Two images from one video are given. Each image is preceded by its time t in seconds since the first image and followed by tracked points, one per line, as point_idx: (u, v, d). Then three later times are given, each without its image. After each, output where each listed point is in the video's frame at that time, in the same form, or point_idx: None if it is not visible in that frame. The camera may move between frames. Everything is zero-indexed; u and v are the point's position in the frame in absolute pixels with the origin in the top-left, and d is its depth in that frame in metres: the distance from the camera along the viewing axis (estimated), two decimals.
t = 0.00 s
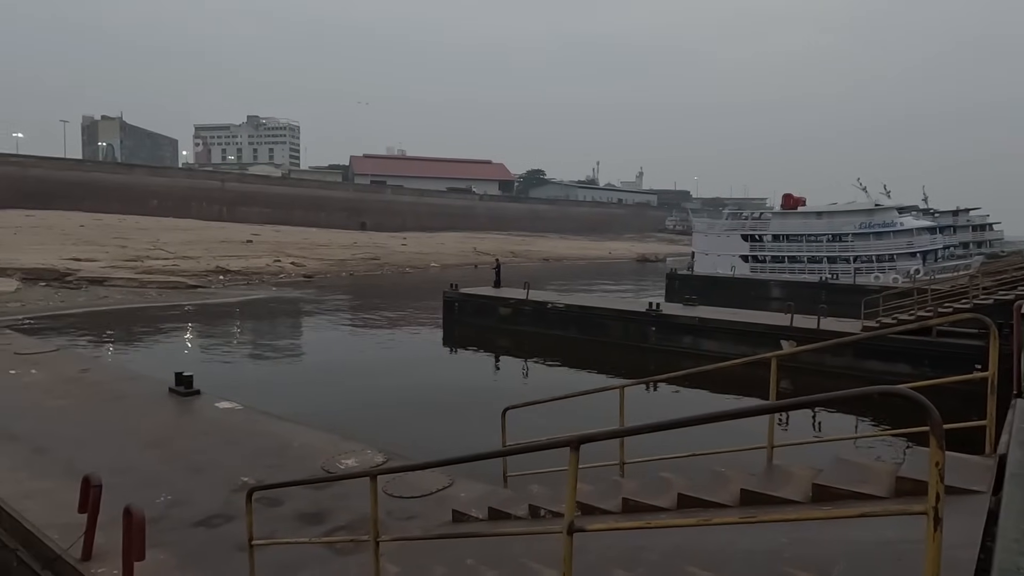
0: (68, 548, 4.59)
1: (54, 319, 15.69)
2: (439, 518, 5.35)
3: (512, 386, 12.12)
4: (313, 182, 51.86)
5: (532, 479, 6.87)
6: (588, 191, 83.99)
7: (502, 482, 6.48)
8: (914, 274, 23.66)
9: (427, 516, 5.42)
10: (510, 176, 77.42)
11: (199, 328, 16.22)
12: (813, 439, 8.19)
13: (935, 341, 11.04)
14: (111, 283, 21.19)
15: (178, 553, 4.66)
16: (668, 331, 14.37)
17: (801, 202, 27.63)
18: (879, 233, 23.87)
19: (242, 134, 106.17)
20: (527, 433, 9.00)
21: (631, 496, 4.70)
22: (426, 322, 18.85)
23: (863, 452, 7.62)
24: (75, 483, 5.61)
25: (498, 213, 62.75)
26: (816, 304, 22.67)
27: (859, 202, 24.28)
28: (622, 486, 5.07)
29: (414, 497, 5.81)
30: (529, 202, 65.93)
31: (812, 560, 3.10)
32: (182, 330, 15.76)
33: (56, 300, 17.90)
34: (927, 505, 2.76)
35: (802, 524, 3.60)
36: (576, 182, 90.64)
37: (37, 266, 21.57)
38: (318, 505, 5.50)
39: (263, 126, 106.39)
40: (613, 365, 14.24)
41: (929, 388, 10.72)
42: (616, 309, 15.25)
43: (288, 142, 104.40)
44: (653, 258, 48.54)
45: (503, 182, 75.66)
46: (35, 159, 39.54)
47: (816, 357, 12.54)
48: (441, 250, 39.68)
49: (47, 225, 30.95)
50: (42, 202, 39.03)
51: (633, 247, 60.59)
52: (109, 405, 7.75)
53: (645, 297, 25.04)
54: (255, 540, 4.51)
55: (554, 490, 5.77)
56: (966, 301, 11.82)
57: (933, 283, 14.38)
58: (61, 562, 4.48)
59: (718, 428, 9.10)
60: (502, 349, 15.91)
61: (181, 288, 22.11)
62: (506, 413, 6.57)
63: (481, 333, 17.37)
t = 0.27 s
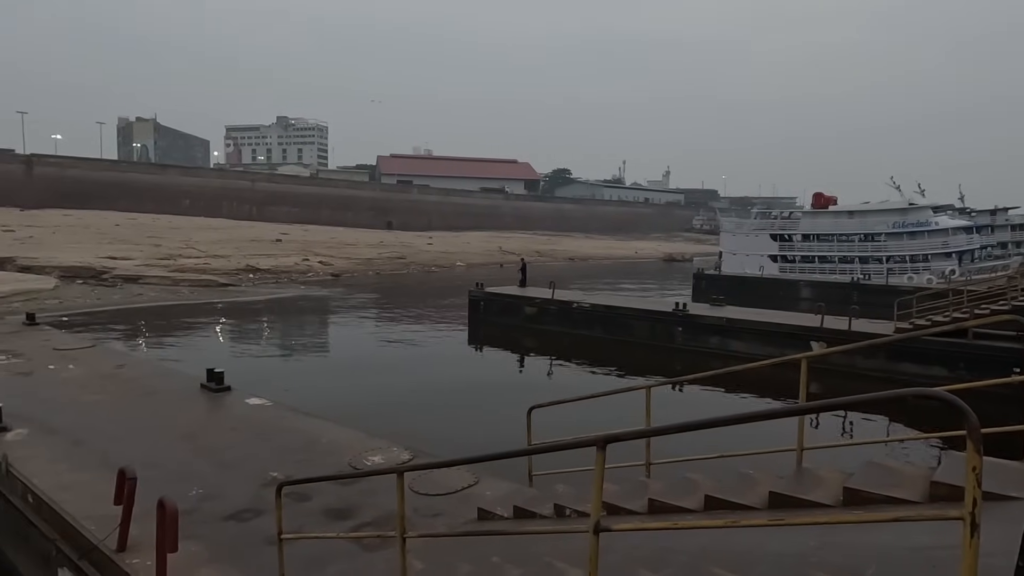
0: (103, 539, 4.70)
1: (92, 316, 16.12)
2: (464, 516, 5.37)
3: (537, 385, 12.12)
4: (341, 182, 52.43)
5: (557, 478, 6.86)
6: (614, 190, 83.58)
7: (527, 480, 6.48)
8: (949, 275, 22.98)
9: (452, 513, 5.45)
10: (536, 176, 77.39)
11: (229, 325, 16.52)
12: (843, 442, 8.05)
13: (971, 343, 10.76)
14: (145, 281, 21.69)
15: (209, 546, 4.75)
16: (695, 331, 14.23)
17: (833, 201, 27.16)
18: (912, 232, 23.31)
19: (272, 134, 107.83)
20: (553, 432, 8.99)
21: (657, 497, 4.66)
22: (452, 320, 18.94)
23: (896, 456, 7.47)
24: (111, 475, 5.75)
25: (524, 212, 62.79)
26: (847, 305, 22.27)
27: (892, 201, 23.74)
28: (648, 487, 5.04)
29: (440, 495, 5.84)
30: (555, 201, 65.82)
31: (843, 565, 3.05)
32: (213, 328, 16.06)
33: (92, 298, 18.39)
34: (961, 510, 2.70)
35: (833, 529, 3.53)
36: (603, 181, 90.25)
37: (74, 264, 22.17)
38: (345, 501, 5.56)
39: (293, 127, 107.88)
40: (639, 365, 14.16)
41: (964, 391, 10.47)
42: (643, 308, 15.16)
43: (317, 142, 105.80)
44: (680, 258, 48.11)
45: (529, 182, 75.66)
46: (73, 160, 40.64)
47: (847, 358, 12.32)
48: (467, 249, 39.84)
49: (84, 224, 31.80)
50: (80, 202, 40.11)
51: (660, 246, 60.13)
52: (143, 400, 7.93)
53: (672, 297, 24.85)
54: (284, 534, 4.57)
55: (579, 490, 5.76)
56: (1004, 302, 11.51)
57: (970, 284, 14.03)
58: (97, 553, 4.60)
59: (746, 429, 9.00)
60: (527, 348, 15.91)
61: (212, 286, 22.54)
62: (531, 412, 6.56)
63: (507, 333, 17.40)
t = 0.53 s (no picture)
0: (138, 531, 4.81)
1: (127, 313, 16.51)
2: (489, 515, 5.38)
3: (563, 384, 12.09)
4: (368, 182, 52.89)
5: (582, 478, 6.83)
6: (640, 189, 83.03)
7: (552, 480, 6.47)
8: (986, 275, 22.46)
9: (477, 512, 5.46)
10: (562, 175, 77.21)
11: (259, 323, 16.77)
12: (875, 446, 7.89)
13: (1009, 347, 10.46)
14: (177, 279, 22.13)
15: (239, 540, 4.83)
16: (722, 332, 14.08)
17: (864, 200, 26.64)
18: (948, 232, 22.79)
19: (300, 135, 109.20)
20: (578, 432, 8.97)
21: (684, 498, 4.63)
22: (477, 319, 18.99)
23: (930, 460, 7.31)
24: (145, 469, 5.88)
25: (549, 211, 62.74)
26: (879, 306, 21.82)
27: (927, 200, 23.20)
28: (674, 489, 4.99)
29: (465, 493, 5.86)
30: (581, 200, 65.62)
31: (875, 571, 2.99)
32: (243, 325, 16.33)
33: (127, 295, 18.83)
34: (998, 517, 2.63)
35: (864, 534, 3.47)
36: (629, 180, 89.72)
37: (109, 262, 22.71)
38: (372, 497, 5.62)
39: (320, 127, 109.19)
40: (665, 366, 14.05)
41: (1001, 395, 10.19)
42: (669, 308, 15.04)
43: (344, 142, 106.87)
44: (706, 258, 47.62)
45: (554, 181, 75.54)
46: (109, 160, 41.62)
47: (878, 360, 12.08)
48: (492, 249, 39.91)
49: (119, 224, 32.55)
50: (115, 201, 41.07)
51: (686, 246, 59.61)
52: (176, 396, 8.09)
53: (699, 297, 24.62)
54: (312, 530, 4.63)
55: (604, 490, 5.73)
56: None
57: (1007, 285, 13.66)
58: (131, 544, 4.70)
59: (773, 431, 8.87)
60: (552, 348, 15.89)
61: (242, 284, 22.91)
62: (556, 411, 6.53)
63: (532, 332, 17.39)
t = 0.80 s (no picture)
0: (170, 524, 4.91)
1: (161, 311, 16.87)
2: (514, 514, 5.37)
3: (588, 384, 12.05)
4: (395, 182, 53.30)
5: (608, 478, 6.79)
6: (667, 188, 82.40)
7: (578, 481, 6.44)
8: None
9: (502, 511, 5.46)
10: (588, 175, 76.95)
11: (287, 322, 17.00)
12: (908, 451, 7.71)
13: None
14: (208, 278, 22.54)
15: (269, 534, 4.90)
16: (750, 333, 13.89)
17: (898, 200, 26.10)
18: (986, 233, 21.90)
19: (328, 136, 110.51)
20: (604, 433, 8.93)
21: (712, 501, 4.57)
22: (502, 319, 19.01)
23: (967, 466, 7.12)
24: (177, 463, 6.00)
25: (575, 210, 62.58)
26: (913, 308, 21.36)
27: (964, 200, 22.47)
28: (702, 491, 4.94)
29: (490, 492, 5.85)
30: (607, 200, 65.35)
31: None
32: (272, 324, 16.56)
33: (161, 293, 19.23)
34: None
35: (899, 540, 3.39)
36: (656, 180, 89.08)
37: (144, 262, 23.23)
38: (398, 495, 5.65)
39: (348, 128, 110.37)
40: (692, 367, 13.92)
41: None
42: (696, 309, 14.89)
43: (371, 143, 107.81)
44: (734, 258, 47.03)
45: (581, 181, 75.31)
46: (143, 162, 42.56)
47: (913, 364, 11.80)
48: (518, 249, 39.94)
49: (153, 223, 33.27)
50: (150, 202, 41.98)
51: (714, 246, 59.00)
52: (207, 392, 8.24)
53: (727, 298, 24.35)
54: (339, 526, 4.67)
55: (630, 491, 5.69)
56: None
57: None
58: (164, 538, 4.80)
59: (803, 434, 8.72)
60: (578, 348, 15.84)
61: (272, 283, 23.26)
62: (581, 411, 6.47)
63: (557, 332, 17.37)
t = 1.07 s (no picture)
0: (204, 519, 5.01)
1: (195, 309, 17.23)
2: (542, 515, 5.36)
3: (616, 386, 11.99)
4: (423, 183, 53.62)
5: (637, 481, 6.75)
6: (697, 189, 81.51)
7: (605, 483, 6.41)
8: None
9: (530, 512, 5.46)
10: (616, 175, 76.51)
11: (318, 321, 17.21)
12: (946, 458, 7.52)
13: None
14: (241, 278, 22.93)
15: (299, 531, 4.97)
16: (781, 336, 13.68)
17: (936, 200, 25.43)
18: None
19: (358, 137, 111.76)
20: (632, 435, 8.88)
21: (742, 506, 4.51)
22: (530, 320, 19.00)
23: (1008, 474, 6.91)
24: (211, 459, 6.12)
25: (603, 211, 62.32)
26: (951, 312, 20.83)
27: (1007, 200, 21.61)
28: (732, 496, 4.87)
29: (518, 493, 5.85)
30: (636, 200, 64.90)
31: None
32: (302, 323, 16.78)
33: (195, 292, 19.63)
34: None
35: (937, 548, 3.31)
36: (685, 180, 88.26)
37: (179, 261, 23.72)
38: (426, 494, 5.68)
39: (378, 130, 111.44)
40: (721, 370, 13.75)
41: None
42: (726, 311, 14.71)
43: (400, 144, 108.73)
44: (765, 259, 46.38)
45: (609, 181, 74.96)
46: (179, 163, 43.52)
47: (951, 368, 11.49)
48: (546, 249, 39.87)
49: (188, 224, 33.98)
50: (185, 203, 42.88)
51: (745, 247, 58.25)
52: (241, 390, 8.40)
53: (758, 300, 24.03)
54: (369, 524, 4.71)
55: (658, 495, 5.64)
56: None
57: None
58: (198, 532, 4.90)
59: (836, 439, 8.56)
60: (605, 350, 15.77)
61: (302, 283, 23.57)
62: (610, 413, 6.43)
63: (585, 333, 17.31)
